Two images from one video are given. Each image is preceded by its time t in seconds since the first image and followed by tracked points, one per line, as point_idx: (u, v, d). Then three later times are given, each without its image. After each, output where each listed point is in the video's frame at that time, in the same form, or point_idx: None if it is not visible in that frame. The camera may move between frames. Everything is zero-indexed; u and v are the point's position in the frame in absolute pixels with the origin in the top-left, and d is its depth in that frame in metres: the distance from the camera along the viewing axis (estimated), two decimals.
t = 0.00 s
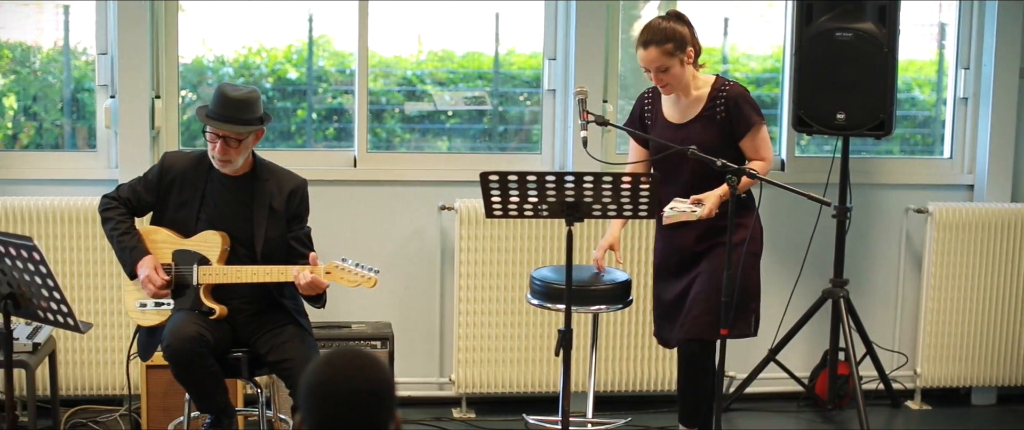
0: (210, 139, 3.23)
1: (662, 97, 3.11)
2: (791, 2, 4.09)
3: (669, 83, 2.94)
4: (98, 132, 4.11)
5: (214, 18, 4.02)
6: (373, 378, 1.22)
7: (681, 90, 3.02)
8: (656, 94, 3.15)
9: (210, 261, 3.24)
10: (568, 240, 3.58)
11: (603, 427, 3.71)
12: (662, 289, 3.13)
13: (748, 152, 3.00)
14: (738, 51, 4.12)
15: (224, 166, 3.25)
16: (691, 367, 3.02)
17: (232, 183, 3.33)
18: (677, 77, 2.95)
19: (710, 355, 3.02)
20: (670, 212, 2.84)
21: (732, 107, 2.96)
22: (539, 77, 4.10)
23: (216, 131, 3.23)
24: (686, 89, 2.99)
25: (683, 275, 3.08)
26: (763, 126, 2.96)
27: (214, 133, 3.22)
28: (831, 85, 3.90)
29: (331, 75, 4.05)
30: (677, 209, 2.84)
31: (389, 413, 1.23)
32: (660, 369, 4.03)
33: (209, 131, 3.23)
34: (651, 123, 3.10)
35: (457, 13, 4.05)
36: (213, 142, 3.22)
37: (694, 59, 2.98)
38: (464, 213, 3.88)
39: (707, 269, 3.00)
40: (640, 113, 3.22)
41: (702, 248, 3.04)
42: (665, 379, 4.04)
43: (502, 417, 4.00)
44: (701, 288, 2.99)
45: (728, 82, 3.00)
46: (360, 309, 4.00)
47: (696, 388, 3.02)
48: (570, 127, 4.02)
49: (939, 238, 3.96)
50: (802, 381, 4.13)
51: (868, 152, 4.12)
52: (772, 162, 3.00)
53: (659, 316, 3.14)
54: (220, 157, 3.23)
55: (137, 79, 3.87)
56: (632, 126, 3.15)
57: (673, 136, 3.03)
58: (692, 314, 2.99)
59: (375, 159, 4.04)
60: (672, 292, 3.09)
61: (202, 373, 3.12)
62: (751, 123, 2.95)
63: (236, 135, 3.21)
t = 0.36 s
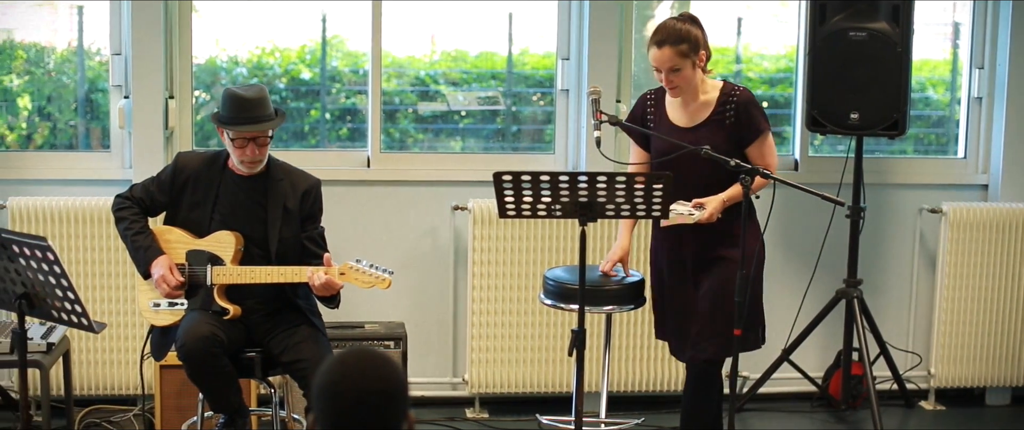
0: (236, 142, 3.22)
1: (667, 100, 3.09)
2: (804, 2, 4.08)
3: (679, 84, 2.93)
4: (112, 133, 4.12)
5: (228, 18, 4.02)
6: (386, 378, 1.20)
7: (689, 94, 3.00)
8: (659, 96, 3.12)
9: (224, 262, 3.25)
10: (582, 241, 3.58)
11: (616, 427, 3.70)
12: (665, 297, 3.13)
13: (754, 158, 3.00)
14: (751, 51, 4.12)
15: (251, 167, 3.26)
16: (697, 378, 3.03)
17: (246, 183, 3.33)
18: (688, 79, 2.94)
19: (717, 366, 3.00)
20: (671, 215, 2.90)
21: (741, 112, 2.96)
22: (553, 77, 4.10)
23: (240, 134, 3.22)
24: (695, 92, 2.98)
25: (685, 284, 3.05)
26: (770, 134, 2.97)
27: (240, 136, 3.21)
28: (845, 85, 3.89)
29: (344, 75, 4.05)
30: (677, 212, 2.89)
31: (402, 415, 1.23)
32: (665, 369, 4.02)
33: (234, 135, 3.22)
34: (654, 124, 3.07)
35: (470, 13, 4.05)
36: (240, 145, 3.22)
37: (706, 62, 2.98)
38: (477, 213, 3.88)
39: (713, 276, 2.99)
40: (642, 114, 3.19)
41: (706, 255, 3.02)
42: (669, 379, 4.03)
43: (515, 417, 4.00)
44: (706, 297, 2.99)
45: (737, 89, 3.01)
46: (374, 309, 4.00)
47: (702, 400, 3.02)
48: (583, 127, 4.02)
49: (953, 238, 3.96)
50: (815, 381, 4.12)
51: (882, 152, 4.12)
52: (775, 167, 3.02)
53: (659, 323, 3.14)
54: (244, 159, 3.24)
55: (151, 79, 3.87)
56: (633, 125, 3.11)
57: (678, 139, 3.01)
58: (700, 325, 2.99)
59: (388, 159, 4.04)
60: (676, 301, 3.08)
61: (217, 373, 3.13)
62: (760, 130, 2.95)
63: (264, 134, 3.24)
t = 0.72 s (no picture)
0: (261, 142, 3.23)
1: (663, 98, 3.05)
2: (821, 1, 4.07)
3: (676, 78, 2.89)
4: (128, 133, 4.13)
5: (244, 18, 4.03)
6: (400, 376, 1.27)
7: (686, 92, 2.97)
8: (656, 95, 3.08)
9: (241, 262, 3.26)
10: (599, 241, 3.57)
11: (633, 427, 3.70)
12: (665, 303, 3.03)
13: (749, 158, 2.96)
14: (767, 51, 4.11)
15: (275, 167, 3.26)
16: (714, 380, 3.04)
17: (262, 183, 3.34)
18: (687, 74, 2.90)
19: (737, 369, 3.02)
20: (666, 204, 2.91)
21: (736, 110, 2.92)
22: (569, 77, 4.10)
23: (265, 134, 3.23)
24: (692, 90, 2.95)
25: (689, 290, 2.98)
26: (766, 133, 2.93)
27: (266, 136, 3.22)
28: (862, 84, 3.88)
29: (360, 75, 4.05)
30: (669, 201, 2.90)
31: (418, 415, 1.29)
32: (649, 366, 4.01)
33: (259, 134, 3.22)
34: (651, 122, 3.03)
35: (486, 14, 4.06)
36: (264, 145, 3.23)
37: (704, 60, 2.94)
38: (494, 213, 3.88)
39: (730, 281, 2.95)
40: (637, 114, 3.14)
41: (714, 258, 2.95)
42: (656, 378, 4.01)
43: (532, 417, 4.00)
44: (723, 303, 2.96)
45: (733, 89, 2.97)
46: (390, 309, 4.01)
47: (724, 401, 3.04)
48: (599, 127, 4.01)
49: (970, 238, 3.94)
50: (832, 381, 4.12)
51: (899, 152, 4.11)
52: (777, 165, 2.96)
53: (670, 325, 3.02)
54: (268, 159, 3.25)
55: (168, 80, 3.88)
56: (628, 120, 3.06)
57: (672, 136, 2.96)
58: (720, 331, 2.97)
59: (405, 159, 4.04)
60: (682, 308, 3.00)
61: (234, 373, 3.13)
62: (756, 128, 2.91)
63: (287, 133, 3.25)
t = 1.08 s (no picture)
0: (278, 143, 3.23)
1: (679, 96, 3.06)
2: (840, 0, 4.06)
3: (688, 70, 2.90)
4: (148, 133, 4.14)
5: (263, 19, 4.04)
6: (421, 376, 1.27)
7: (699, 87, 2.98)
8: (674, 93, 3.09)
9: (261, 262, 3.26)
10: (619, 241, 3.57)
11: (653, 427, 3.70)
12: (685, 276, 2.93)
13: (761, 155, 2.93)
14: (786, 51, 4.10)
15: (292, 168, 3.26)
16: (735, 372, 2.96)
17: (282, 184, 3.35)
18: (699, 67, 2.92)
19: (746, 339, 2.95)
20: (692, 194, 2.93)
21: (747, 105, 2.92)
22: (588, 77, 4.10)
23: (282, 135, 3.23)
24: (705, 84, 2.96)
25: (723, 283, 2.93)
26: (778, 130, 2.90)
27: (283, 137, 3.23)
28: (881, 83, 3.86)
29: (379, 75, 4.05)
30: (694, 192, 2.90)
31: (438, 415, 1.29)
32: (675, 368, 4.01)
33: (276, 135, 3.23)
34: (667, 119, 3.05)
35: (505, 14, 4.06)
36: (280, 146, 3.24)
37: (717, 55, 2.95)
38: (512, 213, 3.88)
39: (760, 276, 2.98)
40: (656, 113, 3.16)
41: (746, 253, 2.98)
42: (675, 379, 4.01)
43: (551, 417, 4.00)
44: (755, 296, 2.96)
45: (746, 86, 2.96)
46: (410, 309, 4.01)
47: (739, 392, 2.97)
48: (618, 127, 4.01)
49: (991, 238, 3.93)
50: (851, 381, 4.12)
51: (919, 151, 4.11)
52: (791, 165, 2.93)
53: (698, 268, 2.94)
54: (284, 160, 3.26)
55: (188, 80, 3.88)
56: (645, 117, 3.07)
57: (684, 130, 2.96)
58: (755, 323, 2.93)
59: (424, 159, 4.05)
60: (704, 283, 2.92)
61: (254, 372, 3.13)
62: (766, 124, 2.89)
63: (305, 135, 3.25)
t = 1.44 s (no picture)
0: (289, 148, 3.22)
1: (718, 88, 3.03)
2: None
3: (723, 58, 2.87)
4: (171, 133, 4.15)
5: (286, 20, 4.04)
6: (440, 377, 1.28)
7: (737, 78, 2.94)
8: (713, 85, 3.06)
9: (284, 262, 3.25)
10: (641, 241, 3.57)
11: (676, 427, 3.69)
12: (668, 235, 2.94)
13: (795, 151, 2.88)
14: (808, 50, 4.10)
15: (304, 172, 3.26)
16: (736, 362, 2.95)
17: (304, 185, 3.34)
18: (734, 56, 2.88)
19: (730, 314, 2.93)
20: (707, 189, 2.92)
21: (783, 99, 2.87)
22: (610, 77, 4.10)
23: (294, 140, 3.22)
24: (742, 75, 2.92)
25: (724, 276, 2.91)
26: (813, 127, 2.85)
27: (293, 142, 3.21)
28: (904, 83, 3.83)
29: (401, 76, 4.06)
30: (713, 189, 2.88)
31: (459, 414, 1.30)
32: (700, 369, 4.00)
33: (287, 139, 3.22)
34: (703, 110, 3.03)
35: (527, 14, 4.06)
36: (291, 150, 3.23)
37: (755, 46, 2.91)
38: (534, 213, 3.88)
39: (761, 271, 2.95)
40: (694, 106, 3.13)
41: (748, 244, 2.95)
42: (700, 379, 4.00)
43: (572, 417, 4.00)
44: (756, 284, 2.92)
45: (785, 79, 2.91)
46: (432, 309, 4.02)
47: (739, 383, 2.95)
48: (640, 127, 4.01)
49: (1014, 238, 3.92)
50: (873, 381, 4.11)
51: (942, 151, 4.10)
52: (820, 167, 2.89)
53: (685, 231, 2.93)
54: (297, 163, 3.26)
55: (210, 81, 3.89)
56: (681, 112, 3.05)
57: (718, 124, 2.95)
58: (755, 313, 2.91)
59: (446, 159, 4.05)
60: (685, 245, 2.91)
61: (276, 372, 3.13)
62: (801, 120, 2.84)
63: (317, 142, 3.21)
